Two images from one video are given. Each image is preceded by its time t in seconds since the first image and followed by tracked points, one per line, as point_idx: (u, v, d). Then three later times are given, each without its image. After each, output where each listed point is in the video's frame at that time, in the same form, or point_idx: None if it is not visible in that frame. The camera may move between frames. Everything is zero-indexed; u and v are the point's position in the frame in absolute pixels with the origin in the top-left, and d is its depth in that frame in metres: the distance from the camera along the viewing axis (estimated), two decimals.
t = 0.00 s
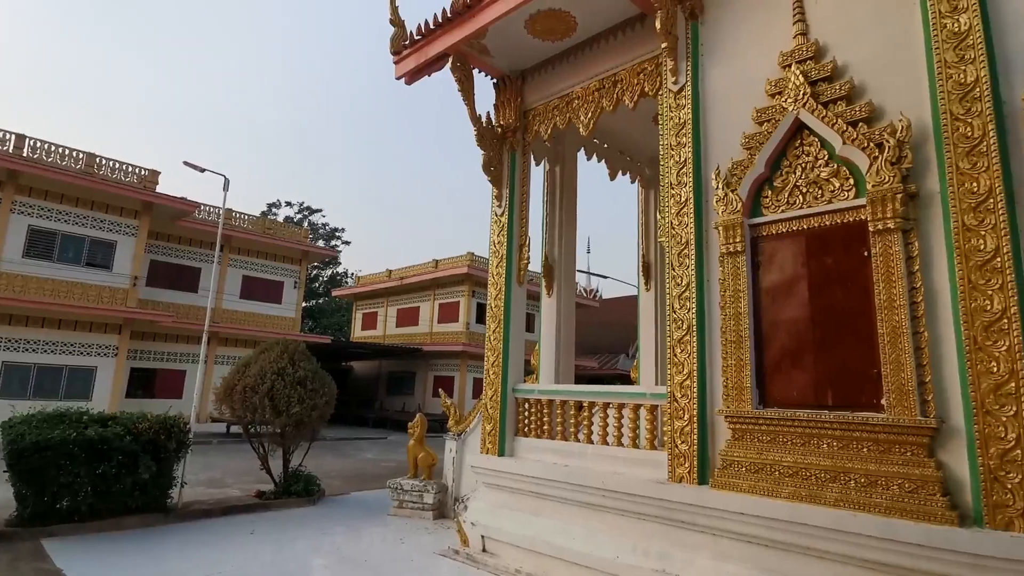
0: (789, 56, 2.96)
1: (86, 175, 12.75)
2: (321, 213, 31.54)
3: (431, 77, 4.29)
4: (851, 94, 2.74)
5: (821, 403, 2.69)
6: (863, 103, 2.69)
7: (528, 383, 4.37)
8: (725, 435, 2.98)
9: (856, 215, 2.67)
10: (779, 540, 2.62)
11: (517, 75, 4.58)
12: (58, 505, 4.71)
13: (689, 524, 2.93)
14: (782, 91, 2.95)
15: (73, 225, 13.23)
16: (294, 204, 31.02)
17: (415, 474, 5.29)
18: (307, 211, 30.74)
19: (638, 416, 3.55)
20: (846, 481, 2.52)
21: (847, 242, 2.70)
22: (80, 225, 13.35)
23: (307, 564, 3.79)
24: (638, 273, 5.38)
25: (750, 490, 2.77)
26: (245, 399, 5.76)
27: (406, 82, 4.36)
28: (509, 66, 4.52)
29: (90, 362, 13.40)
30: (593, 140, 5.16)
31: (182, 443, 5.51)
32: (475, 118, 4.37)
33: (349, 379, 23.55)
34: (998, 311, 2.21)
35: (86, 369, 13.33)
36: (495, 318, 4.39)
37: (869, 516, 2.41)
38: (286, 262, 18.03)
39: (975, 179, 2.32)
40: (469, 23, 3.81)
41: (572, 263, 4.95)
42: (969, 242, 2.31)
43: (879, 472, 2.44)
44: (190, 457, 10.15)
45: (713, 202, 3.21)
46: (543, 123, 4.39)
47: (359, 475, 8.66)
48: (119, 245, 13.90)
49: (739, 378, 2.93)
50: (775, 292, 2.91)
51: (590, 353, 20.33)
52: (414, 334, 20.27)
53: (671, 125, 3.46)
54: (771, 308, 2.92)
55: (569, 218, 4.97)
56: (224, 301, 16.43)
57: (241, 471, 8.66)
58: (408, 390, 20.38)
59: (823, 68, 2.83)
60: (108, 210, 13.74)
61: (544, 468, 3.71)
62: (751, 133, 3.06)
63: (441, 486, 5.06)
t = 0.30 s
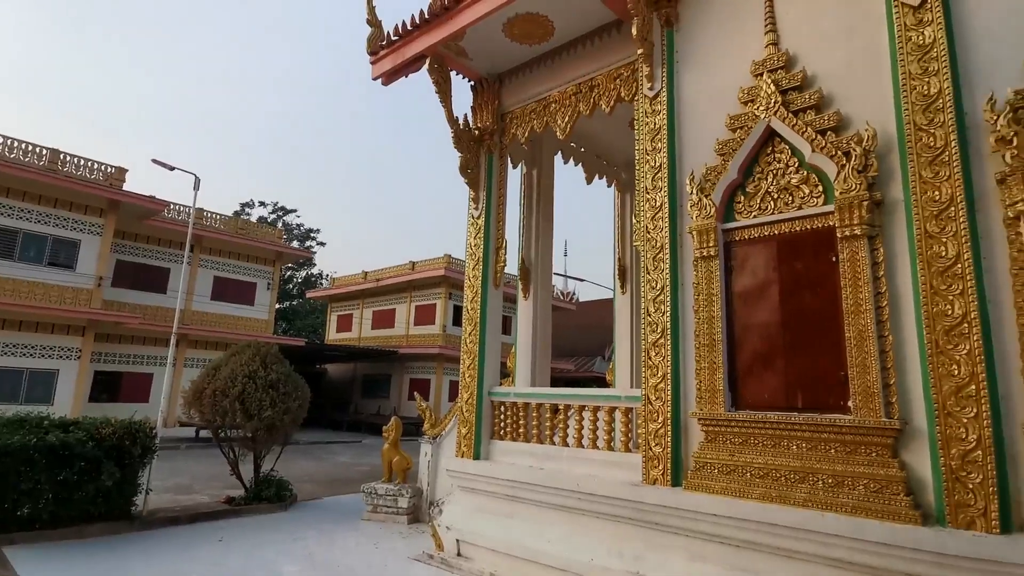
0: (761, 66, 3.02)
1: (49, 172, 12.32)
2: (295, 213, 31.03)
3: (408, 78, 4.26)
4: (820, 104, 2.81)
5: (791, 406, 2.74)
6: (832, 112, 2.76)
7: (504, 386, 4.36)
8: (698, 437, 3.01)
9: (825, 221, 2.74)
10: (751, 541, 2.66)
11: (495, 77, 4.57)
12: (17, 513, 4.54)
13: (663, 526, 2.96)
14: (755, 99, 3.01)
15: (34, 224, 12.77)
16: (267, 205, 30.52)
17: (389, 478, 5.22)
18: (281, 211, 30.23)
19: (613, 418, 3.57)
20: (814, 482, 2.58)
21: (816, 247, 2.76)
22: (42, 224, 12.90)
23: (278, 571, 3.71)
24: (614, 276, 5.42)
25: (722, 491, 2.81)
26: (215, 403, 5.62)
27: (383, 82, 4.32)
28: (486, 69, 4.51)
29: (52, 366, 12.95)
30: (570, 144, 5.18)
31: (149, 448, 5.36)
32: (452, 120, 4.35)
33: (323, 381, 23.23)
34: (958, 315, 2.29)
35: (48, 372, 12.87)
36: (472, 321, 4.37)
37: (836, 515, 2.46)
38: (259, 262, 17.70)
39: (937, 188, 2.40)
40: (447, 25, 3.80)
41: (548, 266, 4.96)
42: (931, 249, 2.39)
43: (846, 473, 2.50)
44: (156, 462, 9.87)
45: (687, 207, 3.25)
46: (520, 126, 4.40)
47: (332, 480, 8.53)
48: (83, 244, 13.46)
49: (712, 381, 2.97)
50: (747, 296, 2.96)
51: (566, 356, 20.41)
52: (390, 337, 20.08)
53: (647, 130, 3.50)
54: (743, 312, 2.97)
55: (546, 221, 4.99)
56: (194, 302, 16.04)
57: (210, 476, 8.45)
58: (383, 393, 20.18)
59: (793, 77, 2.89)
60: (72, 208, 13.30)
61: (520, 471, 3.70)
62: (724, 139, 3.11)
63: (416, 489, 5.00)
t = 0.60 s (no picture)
0: (736, 76, 3.08)
1: (16, 169, 11.96)
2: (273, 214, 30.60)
3: (388, 80, 4.24)
4: (793, 114, 2.86)
5: (763, 410, 2.78)
6: (804, 123, 2.82)
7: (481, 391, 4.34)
8: (673, 441, 3.04)
9: (797, 229, 2.79)
10: (724, 545, 2.68)
11: (475, 82, 4.57)
12: None
13: (638, 530, 2.97)
14: (731, 108, 3.06)
15: None
16: (244, 206, 30.06)
17: (365, 483, 5.14)
18: (258, 212, 29.79)
19: (589, 423, 3.58)
20: (785, 486, 2.62)
21: (789, 255, 2.81)
22: (7, 222, 12.51)
23: None
24: (592, 281, 5.44)
25: (696, 496, 2.83)
26: (186, 407, 5.50)
27: (363, 84, 4.30)
28: (467, 73, 4.51)
29: (16, 368, 12.55)
30: (550, 149, 5.20)
31: (115, 453, 5.22)
32: (431, 123, 4.34)
33: (299, 386, 22.89)
34: (924, 322, 2.35)
35: (12, 376, 12.47)
36: (449, 325, 4.35)
37: (806, 519, 2.50)
38: (234, 264, 17.40)
39: (904, 198, 2.47)
40: (427, 28, 3.79)
41: (527, 270, 4.97)
42: (898, 257, 2.45)
43: (816, 476, 2.54)
44: (124, 468, 9.61)
45: (664, 213, 3.28)
46: (500, 130, 4.40)
47: (307, 485, 8.40)
48: (50, 244, 13.08)
49: (687, 386, 3.00)
50: (721, 302, 3.00)
51: (546, 360, 20.44)
52: (368, 340, 19.89)
53: (625, 136, 3.53)
54: (718, 318, 3.01)
55: (525, 225, 5.00)
56: (166, 304, 15.69)
57: (180, 482, 8.26)
58: (361, 397, 19.96)
59: (767, 87, 2.95)
60: (39, 206, 12.93)
61: (496, 476, 3.68)
62: (701, 147, 3.15)
63: (392, 495, 4.93)
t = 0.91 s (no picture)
0: (712, 86, 3.13)
1: None
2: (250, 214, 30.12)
3: (368, 82, 4.21)
4: (765, 126, 2.92)
5: (733, 417, 2.81)
6: (776, 134, 2.87)
7: (456, 395, 4.32)
8: (645, 447, 3.06)
9: (768, 238, 2.84)
10: (694, 550, 2.70)
11: (455, 86, 4.57)
12: None
13: (610, 535, 2.97)
14: (706, 119, 3.10)
15: None
16: (219, 205, 29.52)
17: (338, 488, 5.05)
18: (235, 212, 29.31)
19: (563, 428, 3.58)
20: (754, 492, 2.65)
21: (760, 263, 2.86)
22: None
23: None
24: (569, 287, 5.47)
25: (668, 501, 2.85)
26: (154, 410, 5.37)
27: (342, 85, 4.26)
28: (447, 77, 4.50)
29: None
30: (529, 154, 5.22)
31: (78, 457, 5.07)
32: (410, 126, 4.31)
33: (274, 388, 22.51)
34: (888, 332, 2.41)
35: None
36: (425, 329, 4.32)
37: (774, 524, 2.53)
38: (208, 264, 17.06)
39: (870, 211, 2.54)
40: (408, 31, 3.77)
41: (504, 275, 4.97)
42: (865, 268, 2.51)
43: (783, 482, 2.58)
44: (87, 472, 9.32)
45: (640, 221, 3.31)
46: (479, 135, 4.40)
47: (279, 490, 8.25)
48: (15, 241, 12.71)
49: (660, 392, 3.02)
50: (695, 310, 3.03)
51: (524, 365, 20.43)
52: (345, 344, 19.66)
53: (603, 144, 3.56)
54: (691, 325, 3.04)
55: (503, 230, 5.00)
56: (136, 304, 15.31)
57: (146, 488, 8.03)
58: (336, 401, 19.71)
59: (741, 99, 3.00)
60: (4, 202, 12.53)
61: (470, 481, 3.66)
62: (677, 156, 3.19)
63: (365, 500, 4.86)
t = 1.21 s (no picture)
0: (688, 95, 3.17)
1: None
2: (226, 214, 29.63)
3: (347, 82, 4.17)
4: (740, 135, 2.96)
5: (706, 422, 2.84)
6: (750, 144, 2.92)
7: (432, 399, 4.29)
8: (619, 452, 3.07)
9: (742, 246, 2.88)
10: (665, 555, 2.71)
11: (435, 88, 4.55)
12: None
13: (582, 540, 2.97)
14: (682, 127, 3.14)
15: None
16: (194, 204, 28.99)
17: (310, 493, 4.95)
18: (210, 211, 28.78)
19: (538, 433, 3.58)
20: (725, 496, 2.68)
21: (733, 270, 2.90)
22: None
23: None
24: (547, 291, 5.48)
25: (640, 506, 2.87)
26: (120, 413, 5.23)
27: (320, 85, 4.22)
28: (427, 79, 4.48)
29: None
30: (508, 158, 5.22)
31: (40, 461, 4.91)
32: (388, 127, 4.29)
33: (247, 391, 22.12)
34: (854, 339, 2.47)
35: None
36: (401, 332, 4.28)
37: (743, 528, 2.56)
38: (181, 263, 16.71)
39: (839, 220, 2.60)
40: (388, 32, 3.75)
41: (482, 279, 4.96)
42: (834, 277, 2.57)
43: (753, 487, 2.62)
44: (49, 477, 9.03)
45: (616, 226, 3.33)
46: (458, 138, 4.39)
47: (250, 495, 8.09)
48: None
49: (634, 398, 3.04)
50: (669, 316, 3.06)
51: (502, 369, 20.39)
52: (322, 346, 19.41)
53: (581, 150, 3.57)
54: (666, 330, 3.07)
55: (481, 234, 4.99)
56: (104, 303, 14.92)
57: (112, 492, 7.81)
58: (312, 404, 19.44)
59: (717, 108, 3.05)
60: None
61: (443, 486, 3.64)
62: (653, 163, 3.22)
63: (337, 504, 4.79)
